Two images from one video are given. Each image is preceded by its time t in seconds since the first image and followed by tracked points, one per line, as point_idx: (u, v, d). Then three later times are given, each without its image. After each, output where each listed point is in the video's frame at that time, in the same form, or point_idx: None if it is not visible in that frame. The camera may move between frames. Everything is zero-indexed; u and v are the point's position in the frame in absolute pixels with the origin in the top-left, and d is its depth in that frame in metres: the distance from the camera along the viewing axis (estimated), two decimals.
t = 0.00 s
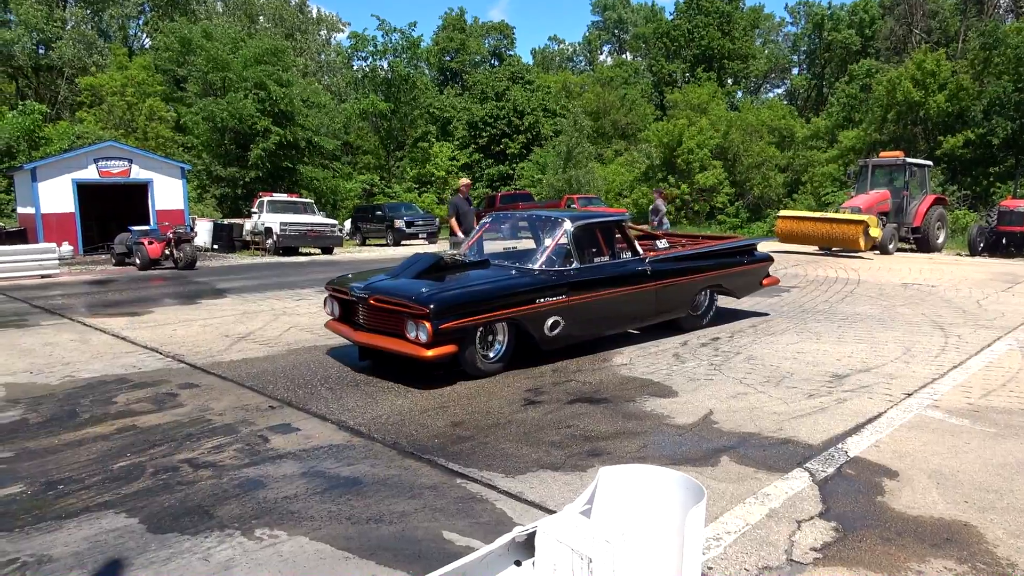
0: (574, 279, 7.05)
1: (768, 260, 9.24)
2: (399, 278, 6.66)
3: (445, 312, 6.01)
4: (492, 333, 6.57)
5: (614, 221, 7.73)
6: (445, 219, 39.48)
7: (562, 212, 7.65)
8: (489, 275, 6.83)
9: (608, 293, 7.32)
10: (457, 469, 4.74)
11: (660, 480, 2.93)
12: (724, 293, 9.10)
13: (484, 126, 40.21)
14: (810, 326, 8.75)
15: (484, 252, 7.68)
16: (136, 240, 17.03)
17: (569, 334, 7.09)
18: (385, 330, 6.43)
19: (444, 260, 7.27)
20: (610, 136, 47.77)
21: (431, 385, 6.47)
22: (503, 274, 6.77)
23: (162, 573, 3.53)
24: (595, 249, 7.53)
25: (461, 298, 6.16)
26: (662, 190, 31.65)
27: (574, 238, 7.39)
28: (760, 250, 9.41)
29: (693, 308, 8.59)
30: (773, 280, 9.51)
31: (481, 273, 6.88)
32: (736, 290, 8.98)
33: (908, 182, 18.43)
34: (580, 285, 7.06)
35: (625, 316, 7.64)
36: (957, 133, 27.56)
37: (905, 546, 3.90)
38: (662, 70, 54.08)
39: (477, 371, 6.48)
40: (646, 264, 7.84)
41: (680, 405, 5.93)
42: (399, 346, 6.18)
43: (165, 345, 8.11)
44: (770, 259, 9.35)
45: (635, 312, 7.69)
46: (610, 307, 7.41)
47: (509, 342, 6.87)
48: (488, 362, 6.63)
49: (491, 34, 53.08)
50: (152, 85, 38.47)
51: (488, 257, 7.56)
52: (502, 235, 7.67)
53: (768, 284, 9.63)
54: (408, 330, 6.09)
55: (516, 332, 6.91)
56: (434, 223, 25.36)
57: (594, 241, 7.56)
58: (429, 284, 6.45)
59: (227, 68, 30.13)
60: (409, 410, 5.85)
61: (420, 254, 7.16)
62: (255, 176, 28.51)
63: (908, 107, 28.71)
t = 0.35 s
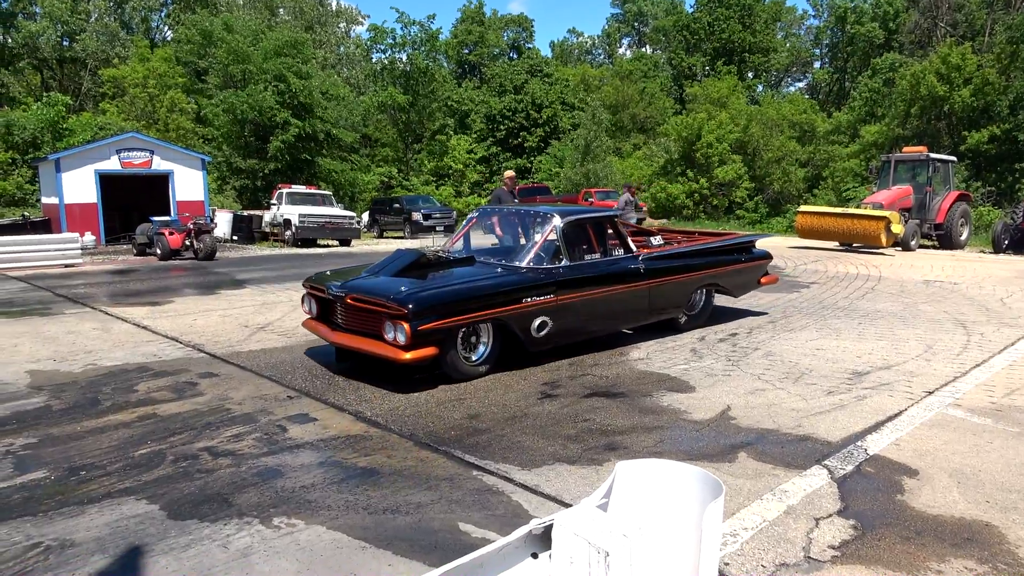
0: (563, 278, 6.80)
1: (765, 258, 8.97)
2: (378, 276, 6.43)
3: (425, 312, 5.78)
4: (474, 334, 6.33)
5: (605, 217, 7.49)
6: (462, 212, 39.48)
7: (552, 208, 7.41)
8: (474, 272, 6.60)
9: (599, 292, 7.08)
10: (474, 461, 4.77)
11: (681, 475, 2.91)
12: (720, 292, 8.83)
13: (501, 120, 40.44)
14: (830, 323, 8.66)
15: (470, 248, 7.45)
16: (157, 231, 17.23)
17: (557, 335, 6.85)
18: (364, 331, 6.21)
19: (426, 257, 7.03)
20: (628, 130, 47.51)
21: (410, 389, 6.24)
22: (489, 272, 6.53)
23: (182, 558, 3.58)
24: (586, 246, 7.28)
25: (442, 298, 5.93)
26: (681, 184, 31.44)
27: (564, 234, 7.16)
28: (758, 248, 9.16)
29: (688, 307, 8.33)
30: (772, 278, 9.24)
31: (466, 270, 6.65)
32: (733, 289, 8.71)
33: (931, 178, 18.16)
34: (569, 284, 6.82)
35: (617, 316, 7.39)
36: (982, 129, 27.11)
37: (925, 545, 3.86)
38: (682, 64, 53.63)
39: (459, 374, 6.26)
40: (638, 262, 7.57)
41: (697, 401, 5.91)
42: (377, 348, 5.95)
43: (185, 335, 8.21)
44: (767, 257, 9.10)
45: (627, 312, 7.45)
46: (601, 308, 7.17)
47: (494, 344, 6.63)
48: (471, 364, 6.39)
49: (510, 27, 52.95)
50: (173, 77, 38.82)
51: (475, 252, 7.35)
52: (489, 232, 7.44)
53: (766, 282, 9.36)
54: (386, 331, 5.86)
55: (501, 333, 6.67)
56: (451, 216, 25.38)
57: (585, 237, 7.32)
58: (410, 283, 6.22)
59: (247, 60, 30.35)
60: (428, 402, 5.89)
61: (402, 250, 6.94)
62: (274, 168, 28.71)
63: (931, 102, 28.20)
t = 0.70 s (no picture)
0: (551, 276, 6.50)
1: (765, 255, 8.66)
2: (357, 274, 6.17)
3: (402, 311, 5.51)
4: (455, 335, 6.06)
5: (597, 211, 7.15)
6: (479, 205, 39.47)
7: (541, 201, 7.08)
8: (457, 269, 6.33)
9: (589, 290, 6.77)
10: (491, 452, 4.78)
11: (700, 468, 2.87)
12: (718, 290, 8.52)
13: (520, 112, 40.00)
14: (851, 318, 8.57)
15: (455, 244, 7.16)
16: (178, 222, 17.43)
17: (545, 335, 6.56)
18: (341, 330, 5.95)
19: (407, 253, 6.76)
20: (647, 123, 47.18)
21: (387, 392, 5.98)
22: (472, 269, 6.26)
23: (204, 544, 3.64)
24: (576, 242, 6.96)
25: (421, 297, 5.65)
26: (700, 177, 31.19)
27: (553, 230, 6.83)
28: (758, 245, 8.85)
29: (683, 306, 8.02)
30: (772, 276, 8.91)
31: (449, 267, 6.38)
32: (732, 287, 8.39)
33: (955, 172, 17.87)
34: (557, 283, 6.52)
35: (610, 316, 7.10)
36: (1009, 123, 26.64)
37: (947, 542, 3.82)
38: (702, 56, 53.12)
39: (439, 377, 5.99)
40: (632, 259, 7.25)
41: (716, 395, 5.88)
42: (353, 349, 5.68)
43: (206, 324, 8.30)
44: (768, 253, 8.80)
45: (619, 311, 7.15)
46: (593, 306, 6.87)
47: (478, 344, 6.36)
48: (452, 366, 6.11)
49: (529, 19, 52.72)
50: (194, 70, 39.15)
51: (460, 247, 7.05)
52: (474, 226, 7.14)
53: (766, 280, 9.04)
54: (362, 331, 5.59)
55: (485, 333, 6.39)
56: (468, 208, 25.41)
57: (575, 233, 7.00)
58: (388, 280, 5.95)
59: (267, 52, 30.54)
60: (446, 393, 5.92)
61: (382, 245, 6.67)
62: (293, 160, 28.86)
63: (956, 95, 27.73)
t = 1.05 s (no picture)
0: (537, 271, 6.30)
1: (767, 248, 8.41)
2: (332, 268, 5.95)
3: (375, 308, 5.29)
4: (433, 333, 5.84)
5: (587, 203, 6.94)
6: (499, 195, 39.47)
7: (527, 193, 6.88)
8: (438, 263, 6.13)
9: (577, 285, 6.57)
10: (510, 441, 4.80)
11: (723, 460, 2.85)
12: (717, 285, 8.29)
13: (539, 102, 39.89)
14: (874, 310, 8.48)
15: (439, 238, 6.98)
16: (200, 211, 17.62)
17: (529, 332, 6.35)
18: (313, 327, 5.74)
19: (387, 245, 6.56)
20: (668, 113, 46.81)
21: (363, 391, 5.79)
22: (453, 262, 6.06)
23: (228, 528, 3.70)
24: (565, 236, 6.75)
25: (395, 293, 5.44)
26: (720, 167, 30.86)
27: (540, 223, 6.63)
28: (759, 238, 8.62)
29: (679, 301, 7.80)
30: (773, 269, 8.67)
31: (431, 261, 6.18)
32: (730, 281, 8.16)
33: (983, 163, 17.56)
34: (543, 278, 6.31)
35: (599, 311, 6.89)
36: None
37: (971, 537, 3.79)
38: (724, 45, 52.53)
39: (416, 376, 5.78)
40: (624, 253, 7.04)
41: (737, 386, 5.86)
42: (324, 346, 5.48)
43: (228, 312, 8.39)
44: (769, 247, 8.56)
45: (609, 306, 6.93)
46: (581, 301, 6.66)
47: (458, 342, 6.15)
48: (430, 365, 5.90)
49: (549, 8, 52.44)
50: (216, 59, 39.42)
51: (445, 240, 6.87)
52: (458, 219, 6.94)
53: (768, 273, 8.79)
54: (334, 328, 5.39)
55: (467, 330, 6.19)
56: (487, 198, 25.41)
57: (564, 225, 6.82)
58: (363, 275, 5.74)
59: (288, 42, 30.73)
60: (466, 383, 5.95)
61: (362, 238, 6.47)
62: (313, 149, 29.00)
63: (985, 84, 27.25)
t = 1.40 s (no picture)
0: (529, 265, 6.21)
1: (778, 242, 8.22)
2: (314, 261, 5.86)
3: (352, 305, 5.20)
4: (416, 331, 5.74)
5: (586, 195, 6.83)
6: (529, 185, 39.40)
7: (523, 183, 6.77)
8: (426, 255, 6.07)
9: (570, 282, 6.47)
10: (541, 431, 4.83)
11: (761, 454, 2.82)
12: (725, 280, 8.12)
13: (572, 91, 39.65)
14: (913, 305, 8.31)
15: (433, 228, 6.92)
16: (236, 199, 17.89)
17: (518, 329, 6.25)
18: (292, 322, 5.65)
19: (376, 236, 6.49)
20: (702, 103, 46.20)
21: (343, 388, 5.70)
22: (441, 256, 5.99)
23: (266, 510, 3.79)
24: (562, 229, 6.65)
25: (375, 289, 5.36)
26: (755, 158, 30.29)
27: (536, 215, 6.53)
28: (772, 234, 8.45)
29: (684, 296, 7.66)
30: (784, 265, 8.48)
31: (419, 254, 6.11)
32: (738, 277, 8.00)
33: None
34: (534, 274, 6.21)
35: (593, 308, 6.78)
36: None
37: (1013, 538, 3.71)
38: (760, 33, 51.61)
39: (398, 374, 5.69)
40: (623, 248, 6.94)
41: (772, 380, 5.80)
42: (302, 342, 5.40)
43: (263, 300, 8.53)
44: (782, 242, 8.38)
45: (605, 303, 6.83)
46: (575, 298, 6.57)
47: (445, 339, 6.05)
48: (413, 362, 5.80)
49: None
50: (251, 49, 39.89)
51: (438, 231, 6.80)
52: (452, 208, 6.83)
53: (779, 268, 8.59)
54: (311, 324, 5.30)
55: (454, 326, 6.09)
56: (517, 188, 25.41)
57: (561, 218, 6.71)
58: (345, 268, 5.66)
59: (322, 32, 30.94)
60: (497, 373, 5.98)
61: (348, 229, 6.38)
62: (346, 139, 29.24)
63: None
